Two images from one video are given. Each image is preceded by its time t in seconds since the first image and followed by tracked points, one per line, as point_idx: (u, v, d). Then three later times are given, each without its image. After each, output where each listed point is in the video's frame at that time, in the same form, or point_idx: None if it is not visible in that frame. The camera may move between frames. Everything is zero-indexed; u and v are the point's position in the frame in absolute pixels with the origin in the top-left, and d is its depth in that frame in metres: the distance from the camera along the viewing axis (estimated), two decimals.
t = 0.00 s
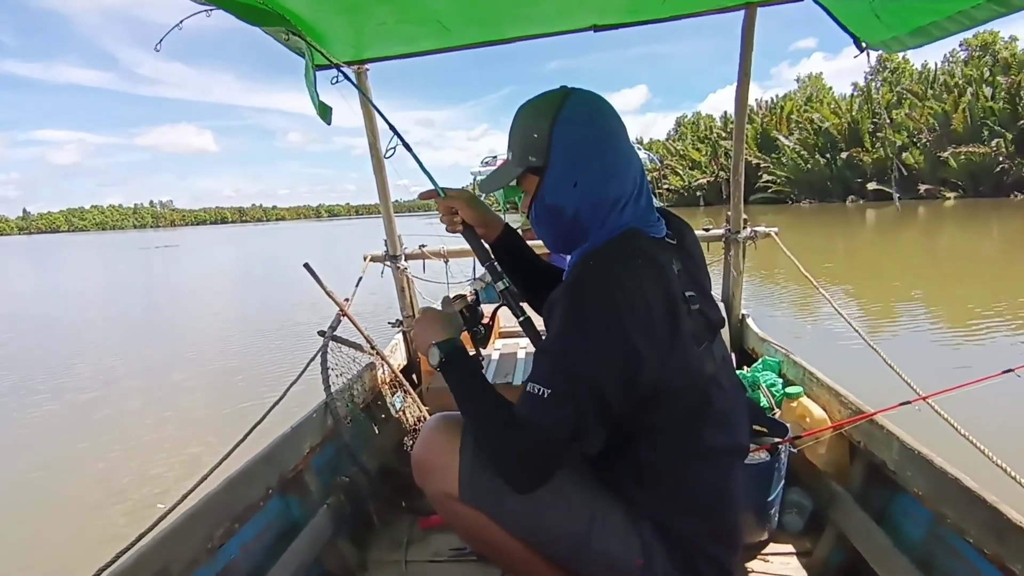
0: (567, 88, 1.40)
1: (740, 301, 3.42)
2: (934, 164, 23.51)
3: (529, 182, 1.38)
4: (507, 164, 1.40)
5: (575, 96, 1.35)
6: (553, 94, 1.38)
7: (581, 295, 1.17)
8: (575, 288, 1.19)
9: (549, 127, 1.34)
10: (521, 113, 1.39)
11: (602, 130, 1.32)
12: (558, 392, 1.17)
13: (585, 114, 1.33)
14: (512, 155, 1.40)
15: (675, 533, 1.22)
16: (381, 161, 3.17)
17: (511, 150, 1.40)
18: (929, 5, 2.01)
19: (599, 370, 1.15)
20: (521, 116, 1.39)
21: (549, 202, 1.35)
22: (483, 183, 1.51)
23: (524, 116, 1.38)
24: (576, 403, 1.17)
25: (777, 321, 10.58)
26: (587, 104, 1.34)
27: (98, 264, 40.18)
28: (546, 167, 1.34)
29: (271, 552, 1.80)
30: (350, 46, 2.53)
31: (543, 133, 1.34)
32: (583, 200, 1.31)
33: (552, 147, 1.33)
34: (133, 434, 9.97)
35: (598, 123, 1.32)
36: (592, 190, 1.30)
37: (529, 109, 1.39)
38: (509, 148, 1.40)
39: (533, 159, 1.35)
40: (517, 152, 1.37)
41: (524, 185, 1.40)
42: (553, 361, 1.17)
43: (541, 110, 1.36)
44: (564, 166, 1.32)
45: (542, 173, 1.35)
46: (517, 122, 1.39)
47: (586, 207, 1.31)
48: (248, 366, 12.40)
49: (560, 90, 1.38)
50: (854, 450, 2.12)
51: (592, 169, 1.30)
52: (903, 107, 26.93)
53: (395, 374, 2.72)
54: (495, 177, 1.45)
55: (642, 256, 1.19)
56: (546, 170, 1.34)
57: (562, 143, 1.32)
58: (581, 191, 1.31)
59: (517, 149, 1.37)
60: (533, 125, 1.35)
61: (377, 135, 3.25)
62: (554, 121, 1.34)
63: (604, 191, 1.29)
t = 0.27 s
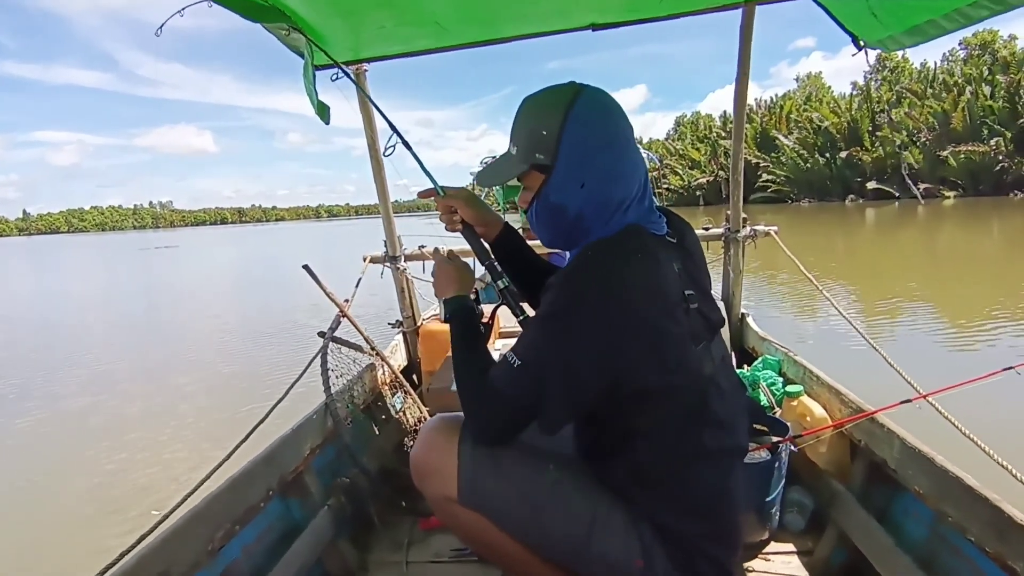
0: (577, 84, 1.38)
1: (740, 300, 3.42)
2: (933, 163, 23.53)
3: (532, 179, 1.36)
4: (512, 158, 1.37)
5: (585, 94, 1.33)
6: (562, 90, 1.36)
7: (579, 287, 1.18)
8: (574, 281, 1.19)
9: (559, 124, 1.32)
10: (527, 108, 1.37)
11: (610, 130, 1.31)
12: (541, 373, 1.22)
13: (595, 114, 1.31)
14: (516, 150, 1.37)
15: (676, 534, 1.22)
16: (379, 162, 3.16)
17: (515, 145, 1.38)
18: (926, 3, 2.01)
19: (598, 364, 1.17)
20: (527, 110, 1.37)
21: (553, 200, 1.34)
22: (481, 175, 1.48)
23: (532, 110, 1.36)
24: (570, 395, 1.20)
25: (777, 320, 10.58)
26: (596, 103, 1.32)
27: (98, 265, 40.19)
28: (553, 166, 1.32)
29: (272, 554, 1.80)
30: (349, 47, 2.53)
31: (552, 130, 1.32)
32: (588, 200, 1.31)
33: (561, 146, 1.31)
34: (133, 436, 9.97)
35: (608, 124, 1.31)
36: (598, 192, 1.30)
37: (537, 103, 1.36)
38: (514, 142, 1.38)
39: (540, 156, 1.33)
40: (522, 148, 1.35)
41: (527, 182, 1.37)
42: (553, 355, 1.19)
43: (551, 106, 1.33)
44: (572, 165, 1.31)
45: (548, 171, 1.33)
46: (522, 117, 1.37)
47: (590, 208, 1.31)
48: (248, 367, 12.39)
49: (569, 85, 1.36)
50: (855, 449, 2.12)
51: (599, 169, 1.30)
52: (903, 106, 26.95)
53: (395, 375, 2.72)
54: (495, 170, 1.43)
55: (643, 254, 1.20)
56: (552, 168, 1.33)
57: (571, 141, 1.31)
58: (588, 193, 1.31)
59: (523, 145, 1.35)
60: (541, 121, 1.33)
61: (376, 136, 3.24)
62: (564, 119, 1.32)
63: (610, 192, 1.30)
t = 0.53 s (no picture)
0: (580, 84, 1.37)
1: (739, 299, 3.42)
2: (932, 162, 23.58)
3: (535, 181, 1.35)
4: (514, 158, 1.36)
5: (590, 96, 1.33)
6: (567, 89, 1.34)
7: (581, 285, 1.18)
8: (576, 279, 1.19)
9: (565, 125, 1.31)
10: (531, 107, 1.35)
11: (614, 133, 1.31)
12: (541, 370, 1.22)
13: (601, 117, 1.31)
14: (518, 149, 1.35)
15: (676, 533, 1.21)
16: (378, 162, 3.16)
17: (517, 145, 1.36)
18: (925, 3, 2.02)
19: (600, 364, 1.18)
20: (530, 109, 1.35)
21: (557, 201, 1.34)
22: (480, 173, 1.45)
23: (536, 109, 1.34)
24: (571, 393, 1.21)
25: (775, 319, 10.59)
26: (600, 104, 1.32)
27: (97, 265, 40.18)
28: (558, 168, 1.32)
29: (272, 554, 1.80)
30: (348, 47, 2.53)
31: (558, 133, 1.31)
32: (592, 202, 1.31)
33: (568, 148, 1.31)
34: (132, 436, 9.97)
35: (614, 127, 1.31)
36: (603, 194, 1.31)
37: (540, 102, 1.35)
38: (515, 141, 1.37)
39: (545, 158, 1.32)
40: (526, 148, 1.34)
41: (529, 183, 1.36)
42: (555, 353, 1.20)
43: (556, 106, 1.32)
44: (578, 167, 1.31)
45: (553, 173, 1.32)
46: (525, 115, 1.35)
47: (595, 210, 1.32)
48: (247, 367, 12.39)
49: (573, 84, 1.35)
50: (855, 448, 2.12)
51: (603, 170, 1.30)
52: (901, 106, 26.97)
53: (395, 375, 2.72)
54: (494, 170, 1.42)
55: (644, 252, 1.20)
56: (557, 170, 1.32)
57: (578, 144, 1.30)
58: (593, 195, 1.31)
59: (526, 145, 1.34)
60: (546, 122, 1.32)
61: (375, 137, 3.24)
62: (570, 120, 1.31)
63: (614, 194, 1.31)
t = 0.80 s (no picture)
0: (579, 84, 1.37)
1: (737, 299, 3.43)
2: (930, 162, 23.61)
3: (534, 183, 1.35)
4: (513, 160, 1.36)
5: (590, 97, 1.32)
6: (567, 89, 1.34)
7: (580, 285, 1.19)
8: (575, 279, 1.20)
9: (566, 127, 1.31)
10: (531, 109, 1.35)
11: (613, 135, 1.32)
12: (540, 370, 1.23)
13: (602, 118, 1.31)
14: (518, 151, 1.36)
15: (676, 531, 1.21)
16: (376, 162, 3.16)
17: (515, 146, 1.36)
18: (921, 3, 2.02)
19: (599, 364, 1.18)
20: (529, 109, 1.35)
21: (557, 204, 1.34)
22: (479, 174, 1.45)
23: (535, 110, 1.34)
24: (570, 393, 1.21)
25: (774, 319, 10.61)
26: (601, 106, 1.32)
27: (95, 266, 40.15)
28: (558, 169, 1.32)
29: (271, 554, 1.81)
30: (345, 47, 2.53)
31: (558, 135, 1.31)
32: (592, 204, 1.32)
33: (568, 150, 1.31)
34: (131, 436, 9.97)
35: (613, 129, 1.32)
36: (602, 197, 1.31)
37: (539, 103, 1.35)
38: (514, 142, 1.36)
39: (545, 161, 1.32)
40: (526, 150, 1.34)
41: (528, 185, 1.37)
42: (554, 353, 1.21)
43: (557, 108, 1.32)
44: (578, 170, 1.31)
45: (552, 176, 1.33)
46: (523, 115, 1.35)
47: (595, 212, 1.33)
48: (246, 367, 12.39)
49: (573, 85, 1.35)
50: (854, 447, 2.12)
51: (603, 174, 1.31)
52: (899, 107, 27.02)
53: (394, 375, 2.73)
54: (493, 171, 1.42)
55: (641, 251, 1.21)
56: (557, 173, 1.32)
57: (577, 146, 1.30)
58: (593, 197, 1.31)
59: (527, 147, 1.33)
60: (546, 124, 1.31)
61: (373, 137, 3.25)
62: (570, 122, 1.30)
63: (614, 196, 1.31)
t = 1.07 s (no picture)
0: (577, 84, 1.36)
1: (737, 300, 3.43)
2: (929, 162, 23.62)
3: (532, 184, 1.35)
4: (510, 161, 1.35)
5: (588, 99, 1.32)
6: (564, 90, 1.34)
7: (578, 286, 1.19)
8: (573, 280, 1.20)
9: (564, 128, 1.30)
10: (528, 110, 1.34)
11: (611, 136, 1.32)
12: (538, 372, 1.23)
13: (600, 120, 1.31)
14: (516, 152, 1.35)
15: (675, 531, 1.20)
16: (376, 162, 3.16)
17: (513, 147, 1.35)
18: (922, 3, 2.02)
19: (598, 365, 1.18)
20: (526, 111, 1.35)
21: (554, 205, 1.34)
22: (476, 175, 1.45)
23: (532, 111, 1.34)
24: (569, 394, 1.21)
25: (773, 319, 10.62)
26: (599, 107, 1.32)
27: (94, 266, 40.12)
28: (556, 171, 1.32)
29: (271, 555, 1.80)
30: (343, 45, 2.53)
31: (556, 136, 1.31)
32: (590, 206, 1.32)
33: (566, 150, 1.31)
34: (130, 436, 9.97)
35: (611, 131, 1.32)
36: (600, 198, 1.31)
37: (537, 103, 1.34)
38: (511, 144, 1.36)
39: (543, 162, 1.32)
40: (523, 150, 1.33)
41: (525, 186, 1.37)
42: (552, 355, 1.21)
43: (555, 109, 1.32)
44: (575, 171, 1.31)
45: (550, 177, 1.32)
46: (521, 116, 1.35)
47: (593, 212, 1.33)
48: (245, 367, 12.39)
49: (571, 86, 1.35)
50: (854, 447, 2.12)
51: (602, 175, 1.31)
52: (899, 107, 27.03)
53: (394, 375, 2.72)
54: (490, 173, 1.42)
55: (638, 251, 1.21)
56: (555, 174, 1.32)
57: (575, 147, 1.30)
58: (592, 197, 1.31)
59: (524, 148, 1.33)
60: (544, 125, 1.31)
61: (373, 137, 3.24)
62: (569, 123, 1.30)
63: (612, 198, 1.31)
